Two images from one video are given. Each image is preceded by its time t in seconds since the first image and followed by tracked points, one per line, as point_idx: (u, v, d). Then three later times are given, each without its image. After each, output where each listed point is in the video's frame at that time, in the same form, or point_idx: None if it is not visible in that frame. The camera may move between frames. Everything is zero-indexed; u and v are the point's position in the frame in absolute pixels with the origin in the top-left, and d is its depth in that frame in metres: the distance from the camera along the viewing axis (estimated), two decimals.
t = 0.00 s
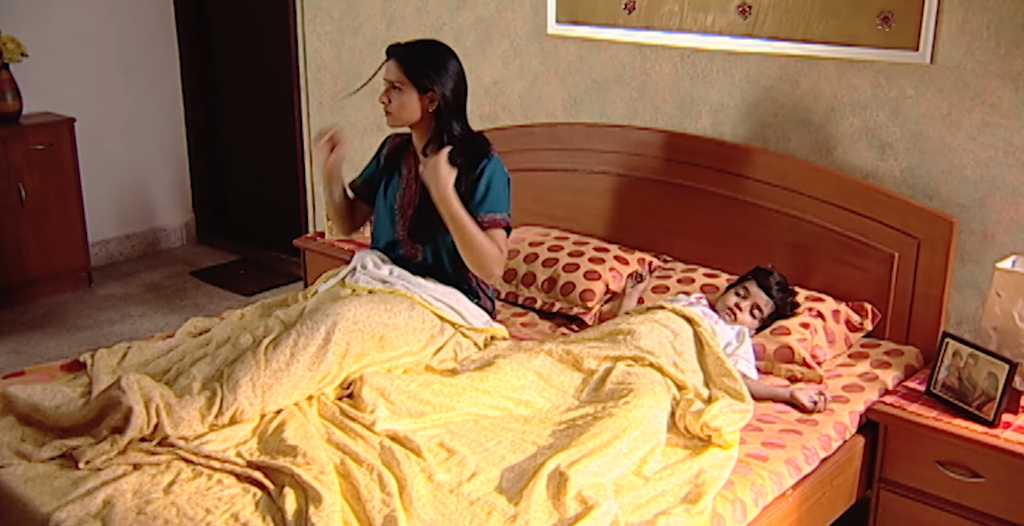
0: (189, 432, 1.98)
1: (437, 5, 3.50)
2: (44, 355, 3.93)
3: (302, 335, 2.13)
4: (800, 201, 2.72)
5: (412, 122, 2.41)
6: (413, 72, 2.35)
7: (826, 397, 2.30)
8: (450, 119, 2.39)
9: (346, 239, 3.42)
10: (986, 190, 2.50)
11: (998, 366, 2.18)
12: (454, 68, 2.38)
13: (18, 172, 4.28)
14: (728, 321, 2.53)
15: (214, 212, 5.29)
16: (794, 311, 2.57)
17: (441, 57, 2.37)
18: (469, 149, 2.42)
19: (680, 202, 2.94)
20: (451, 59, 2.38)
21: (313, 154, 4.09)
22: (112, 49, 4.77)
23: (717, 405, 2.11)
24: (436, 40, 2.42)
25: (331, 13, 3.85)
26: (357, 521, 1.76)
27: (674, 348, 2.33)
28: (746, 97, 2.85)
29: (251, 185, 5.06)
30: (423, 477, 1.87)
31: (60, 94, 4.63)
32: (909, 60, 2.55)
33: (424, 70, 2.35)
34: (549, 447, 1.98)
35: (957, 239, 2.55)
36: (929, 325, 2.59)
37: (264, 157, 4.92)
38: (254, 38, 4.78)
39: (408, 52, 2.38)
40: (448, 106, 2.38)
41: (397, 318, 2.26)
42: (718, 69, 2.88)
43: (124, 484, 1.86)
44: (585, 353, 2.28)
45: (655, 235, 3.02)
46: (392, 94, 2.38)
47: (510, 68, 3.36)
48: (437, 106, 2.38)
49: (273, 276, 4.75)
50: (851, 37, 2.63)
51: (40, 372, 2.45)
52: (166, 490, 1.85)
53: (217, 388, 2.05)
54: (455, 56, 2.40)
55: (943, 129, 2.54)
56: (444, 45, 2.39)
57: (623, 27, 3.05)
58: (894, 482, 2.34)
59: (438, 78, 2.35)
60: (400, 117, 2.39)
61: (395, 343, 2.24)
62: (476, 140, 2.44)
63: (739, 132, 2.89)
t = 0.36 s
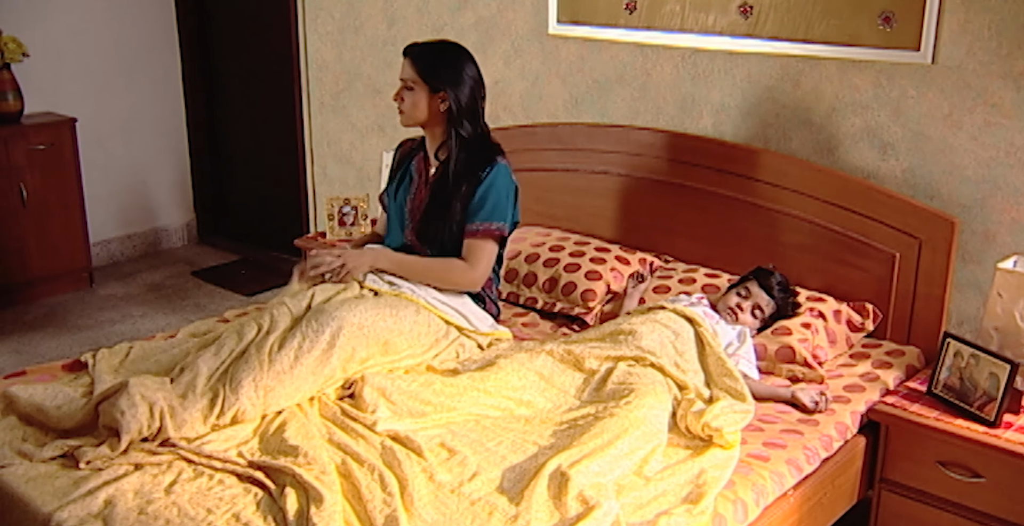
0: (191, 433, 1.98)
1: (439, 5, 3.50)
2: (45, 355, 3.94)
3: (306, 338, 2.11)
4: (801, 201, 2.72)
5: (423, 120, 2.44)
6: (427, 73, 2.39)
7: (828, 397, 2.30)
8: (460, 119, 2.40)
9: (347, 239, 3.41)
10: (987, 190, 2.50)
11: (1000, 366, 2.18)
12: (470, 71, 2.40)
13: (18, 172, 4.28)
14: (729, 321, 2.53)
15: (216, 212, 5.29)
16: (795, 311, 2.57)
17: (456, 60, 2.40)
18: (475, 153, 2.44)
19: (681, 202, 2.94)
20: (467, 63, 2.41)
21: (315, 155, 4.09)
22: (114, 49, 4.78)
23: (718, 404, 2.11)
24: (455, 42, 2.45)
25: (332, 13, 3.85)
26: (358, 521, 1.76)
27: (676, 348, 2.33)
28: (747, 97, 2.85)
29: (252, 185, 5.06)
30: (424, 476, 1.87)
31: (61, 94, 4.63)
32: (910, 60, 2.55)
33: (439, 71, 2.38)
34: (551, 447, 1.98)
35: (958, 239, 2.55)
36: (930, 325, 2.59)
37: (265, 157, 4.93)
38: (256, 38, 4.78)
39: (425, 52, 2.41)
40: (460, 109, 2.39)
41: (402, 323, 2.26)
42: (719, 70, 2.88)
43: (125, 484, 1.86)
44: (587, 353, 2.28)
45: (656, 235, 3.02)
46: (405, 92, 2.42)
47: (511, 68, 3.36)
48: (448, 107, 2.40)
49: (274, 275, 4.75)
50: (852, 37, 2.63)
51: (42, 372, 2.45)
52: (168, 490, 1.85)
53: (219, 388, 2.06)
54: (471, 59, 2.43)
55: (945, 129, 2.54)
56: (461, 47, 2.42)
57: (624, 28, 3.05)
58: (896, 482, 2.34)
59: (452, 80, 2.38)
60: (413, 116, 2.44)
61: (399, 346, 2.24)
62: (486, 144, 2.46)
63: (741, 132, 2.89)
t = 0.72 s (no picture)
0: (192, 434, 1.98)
1: (441, 5, 3.50)
2: (48, 355, 3.94)
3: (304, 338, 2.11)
4: (803, 201, 2.72)
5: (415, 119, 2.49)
6: (414, 73, 2.42)
7: (830, 398, 2.30)
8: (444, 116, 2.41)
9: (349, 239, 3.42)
10: (990, 190, 2.50)
11: (1002, 367, 2.18)
12: (458, 70, 2.42)
13: (21, 172, 4.29)
14: (732, 321, 2.53)
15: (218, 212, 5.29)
16: (798, 311, 2.56)
17: (444, 58, 2.42)
18: (463, 148, 2.45)
19: (685, 202, 2.94)
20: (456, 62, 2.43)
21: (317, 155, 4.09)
22: (117, 49, 4.78)
23: (721, 405, 2.11)
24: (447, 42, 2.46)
25: (335, 13, 3.86)
26: (361, 521, 1.76)
27: (678, 348, 2.33)
28: (750, 97, 2.85)
29: (254, 185, 5.05)
30: (427, 476, 1.87)
31: (64, 94, 4.64)
32: (913, 61, 2.54)
33: (425, 70, 2.41)
34: (553, 448, 1.97)
35: (961, 239, 2.55)
36: (933, 325, 2.59)
37: (267, 157, 4.93)
38: (258, 38, 4.77)
39: (413, 52, 2.44)
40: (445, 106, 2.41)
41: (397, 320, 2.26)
42: (721, 70, 2.88)
43: (128, 484, 1.86)
44: (589, 353, 2.27)
45: (658, 235, 3.02)
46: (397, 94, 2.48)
47: (514, 68, 3.37)
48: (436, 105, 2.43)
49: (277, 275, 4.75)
50: (855, 37, 2.63)
51: (45, 371, 2.45)
52: (170, 490, 1.85)
53: (219, 388, 2.06)
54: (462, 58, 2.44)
55: (947, 129, 2.54)
56: (451, 46, 2.44)
57: (626, 28, 3.05)
58: (898, 482, 2.33)
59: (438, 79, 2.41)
60: (407, 115, 2.49)
61: (395, 344, 2.24)
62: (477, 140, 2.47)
63: (743, 132, 2.89)
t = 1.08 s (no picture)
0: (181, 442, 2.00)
1: (453, 5, 3.50)
2: (60, 354, 3.95)
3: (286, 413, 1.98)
4: (815, 202, 2.71)
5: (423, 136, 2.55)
6: (425, 95, 2.48)
7: (841, 400, 2.29)
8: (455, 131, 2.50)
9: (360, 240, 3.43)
10: (1003, 191, 2.49)
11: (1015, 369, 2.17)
12: (458, 89, 2.48)
13: (33, 172, 4.30)
14: (743, 323, 2.52)
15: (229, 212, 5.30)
16: (809, 313, 2.56)
17: (445, 78, 2.48)
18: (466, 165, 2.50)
19: (698, 203, 2.94)
20: (457, 82, 2.48)
21: (328, 155, 4.10)
22: (128, 49, 4.80)
23: (731, 406, 2.10)
24: (457, 64, 2.52)
25: (346, 13, 3.87)
26: (371, 521, 1.76)
27: (689, 349, 2.32)
28: (762, 99, 2.84)
29: (265, 186, 5.06)
30: (437, 476, 1.87)
31: (76, 94, 4.66)
32: (926, 62, 2.54)
33: (434, 90, 2.47)
34: (563, 448, 1.97)
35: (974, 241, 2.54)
36: (945, 328, 2.58)
37: (278, 157, 4.93)
38: (267, 38, 4.78)
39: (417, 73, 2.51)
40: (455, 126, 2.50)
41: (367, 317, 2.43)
42: (733, 71, 2.88)
43: (139, 482, 1.87)
44: (600, 354, 2.26)
45: (669, 236, 3.02)
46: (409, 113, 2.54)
47: (525, 68, 3.37)
48: (437, 125, 2.50)
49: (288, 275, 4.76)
50: (867, 38, 2.62)
51: (57, 370, 2.46)
52: (181, 489, 1.86)
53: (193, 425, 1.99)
54: (464, 78, 2.50)
55: (960, 131, 2.53)
56: (456, 67, 2.49)
57: (638, 28, 3.05)
58: (910, 485, 2.33)
59: (438, 100, 2.48)
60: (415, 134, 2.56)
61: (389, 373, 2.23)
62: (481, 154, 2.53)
63: (755, 133, 2.88)
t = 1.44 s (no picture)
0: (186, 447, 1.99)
1: (467, 6, 3.50)
2: (74, 352, 3.97)
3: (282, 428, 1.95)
4: (829, 203, 2.70)
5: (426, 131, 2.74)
6: (430, 92, 2.67)
7: (855, 401, 2.29)
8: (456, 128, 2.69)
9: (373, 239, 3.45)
10: (1019, 193, 2.48)
11: None
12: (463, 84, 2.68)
13: (48, 171, 4.32)
14: (757, 324, 2.52)
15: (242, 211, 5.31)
16: (823, 314, 2.55)
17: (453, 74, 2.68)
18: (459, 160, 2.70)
19: (711, 204, 2.94)
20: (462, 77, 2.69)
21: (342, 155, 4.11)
22: (143, 49, 4.81)
23: (745, 407, 2.10)
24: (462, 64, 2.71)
25: (360, 13, 3.87)
26: (384, 521, 1.76)
27: (702, 350, 2.32)
28: (776, 100, 2.84)
29: (279, 185, 5.07)
30: (450, 477, 1.86)
31: (90, 94, 4.67)
32: (941, 63, 2.53)
33: (438, 88, 2.67)
34: (576, 449, 1.97)
35: (989, 243, 2.53)
36: (960, 329, 2.57)
37: (292, 158, 4.94)
38: (282, 38, 4.79)
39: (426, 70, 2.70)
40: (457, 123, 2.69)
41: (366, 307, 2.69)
42: (747, 72, 2.87)
43: (153, 480, 1.87)
44: (614, 355, 2.25)
45: (683, 236, 3.02)
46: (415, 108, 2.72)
47: (538, 68, 3.36)
48: (442, 116, 2.68)
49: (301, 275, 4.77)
50: (882, 39, 2.61)
51: (72, 368, 2.47)
52: (195, 487, 1.86)
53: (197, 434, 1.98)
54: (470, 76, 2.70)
55: (975, 132, 2.52)
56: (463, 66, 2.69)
57: (652, 28, 3.04)
58: (924, 487, 2.32)
59: (446, 91, 2.67)
60: (421, 130, 2.74)
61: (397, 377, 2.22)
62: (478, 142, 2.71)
63: (769, 134, 2.88)
